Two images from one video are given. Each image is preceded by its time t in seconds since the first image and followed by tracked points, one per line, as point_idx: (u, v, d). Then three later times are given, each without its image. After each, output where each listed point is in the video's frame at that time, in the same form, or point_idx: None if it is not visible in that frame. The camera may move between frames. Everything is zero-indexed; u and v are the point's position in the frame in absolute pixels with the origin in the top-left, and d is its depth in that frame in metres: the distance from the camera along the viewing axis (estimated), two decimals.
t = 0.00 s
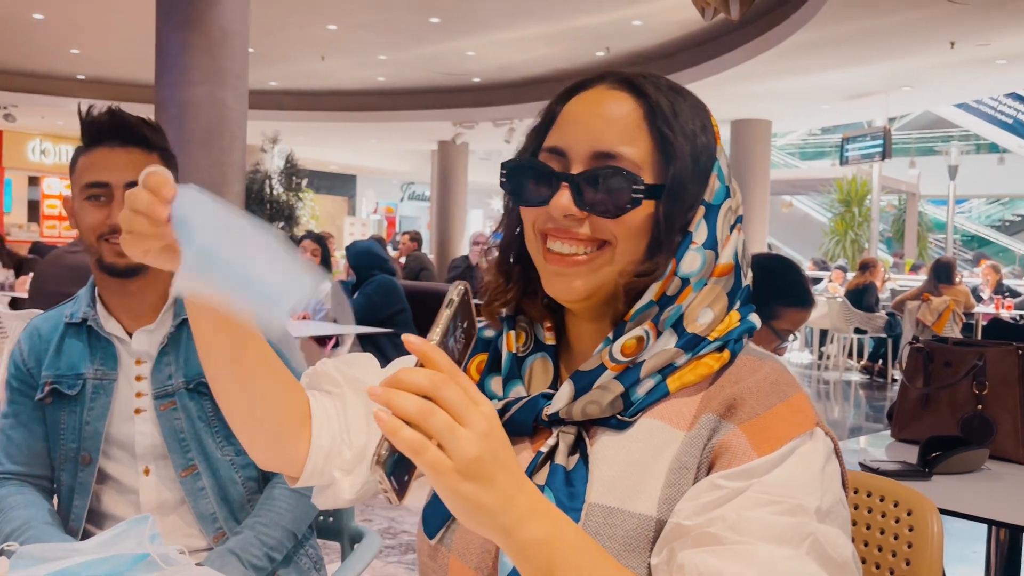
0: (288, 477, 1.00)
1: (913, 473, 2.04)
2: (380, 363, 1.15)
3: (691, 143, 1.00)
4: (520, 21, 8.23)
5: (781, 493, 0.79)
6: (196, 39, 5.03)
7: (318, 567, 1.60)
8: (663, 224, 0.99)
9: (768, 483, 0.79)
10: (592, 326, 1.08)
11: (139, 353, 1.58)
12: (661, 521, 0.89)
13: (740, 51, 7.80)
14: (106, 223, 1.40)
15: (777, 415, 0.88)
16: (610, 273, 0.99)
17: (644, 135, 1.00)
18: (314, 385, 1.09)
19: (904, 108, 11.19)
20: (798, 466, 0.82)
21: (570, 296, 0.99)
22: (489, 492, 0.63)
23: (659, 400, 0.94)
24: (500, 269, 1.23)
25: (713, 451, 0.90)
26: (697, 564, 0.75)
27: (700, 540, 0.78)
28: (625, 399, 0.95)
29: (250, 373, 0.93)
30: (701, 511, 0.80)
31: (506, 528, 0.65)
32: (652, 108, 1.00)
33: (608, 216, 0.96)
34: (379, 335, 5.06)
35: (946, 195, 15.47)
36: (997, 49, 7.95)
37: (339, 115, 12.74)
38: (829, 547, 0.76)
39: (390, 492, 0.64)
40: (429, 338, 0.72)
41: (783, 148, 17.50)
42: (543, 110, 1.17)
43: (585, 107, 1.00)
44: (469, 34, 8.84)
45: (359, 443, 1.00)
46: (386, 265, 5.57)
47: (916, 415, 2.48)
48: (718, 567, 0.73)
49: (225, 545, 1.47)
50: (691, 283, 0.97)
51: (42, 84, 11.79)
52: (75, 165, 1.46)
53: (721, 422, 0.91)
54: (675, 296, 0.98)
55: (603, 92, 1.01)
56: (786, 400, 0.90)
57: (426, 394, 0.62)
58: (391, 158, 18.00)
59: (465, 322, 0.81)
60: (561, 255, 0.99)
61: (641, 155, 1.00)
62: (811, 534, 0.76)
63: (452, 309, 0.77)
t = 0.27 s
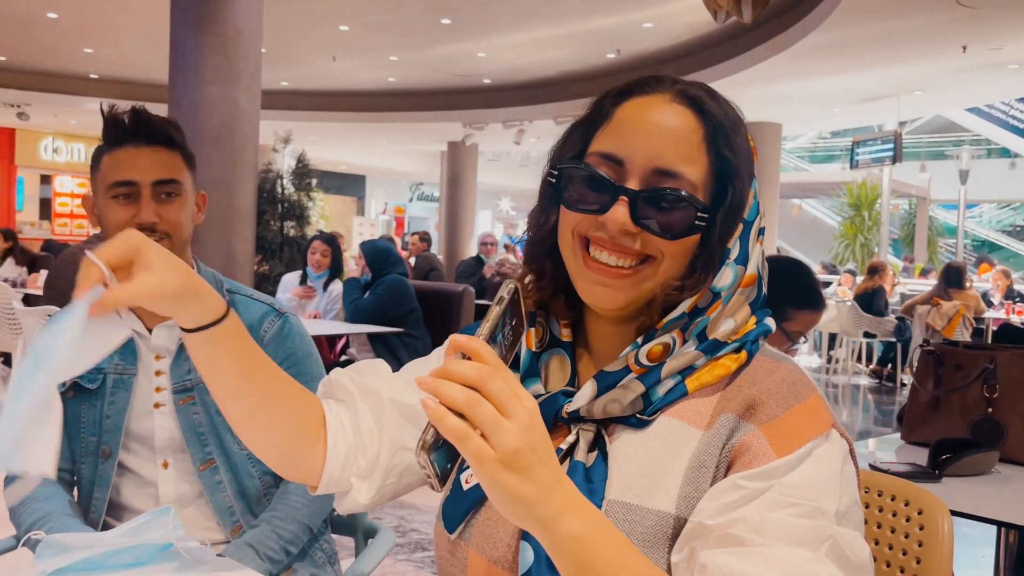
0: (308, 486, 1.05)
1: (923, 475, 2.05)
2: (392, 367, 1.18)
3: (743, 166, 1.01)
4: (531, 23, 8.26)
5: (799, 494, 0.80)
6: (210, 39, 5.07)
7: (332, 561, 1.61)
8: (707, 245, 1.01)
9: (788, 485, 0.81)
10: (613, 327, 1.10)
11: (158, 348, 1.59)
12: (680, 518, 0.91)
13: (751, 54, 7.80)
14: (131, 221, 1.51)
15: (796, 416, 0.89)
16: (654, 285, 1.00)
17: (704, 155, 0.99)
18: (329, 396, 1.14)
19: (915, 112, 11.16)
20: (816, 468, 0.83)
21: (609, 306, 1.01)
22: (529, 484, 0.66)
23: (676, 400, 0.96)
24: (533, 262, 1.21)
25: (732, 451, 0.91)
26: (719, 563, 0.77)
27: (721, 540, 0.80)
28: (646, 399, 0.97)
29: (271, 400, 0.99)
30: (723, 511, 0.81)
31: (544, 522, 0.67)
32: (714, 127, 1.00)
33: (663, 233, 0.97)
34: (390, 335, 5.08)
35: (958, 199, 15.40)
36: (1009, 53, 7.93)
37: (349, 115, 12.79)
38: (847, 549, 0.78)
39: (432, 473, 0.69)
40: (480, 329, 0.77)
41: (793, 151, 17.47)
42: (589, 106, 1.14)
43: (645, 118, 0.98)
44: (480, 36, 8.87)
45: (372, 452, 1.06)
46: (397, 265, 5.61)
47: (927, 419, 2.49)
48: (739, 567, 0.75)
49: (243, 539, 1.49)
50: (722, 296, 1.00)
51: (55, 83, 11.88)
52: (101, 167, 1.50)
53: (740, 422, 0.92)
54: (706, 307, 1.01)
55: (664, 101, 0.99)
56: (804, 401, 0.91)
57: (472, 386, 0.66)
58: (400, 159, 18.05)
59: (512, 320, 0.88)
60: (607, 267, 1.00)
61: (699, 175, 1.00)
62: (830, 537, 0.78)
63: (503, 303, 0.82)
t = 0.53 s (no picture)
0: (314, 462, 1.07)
1: (932, 479, 2.05)
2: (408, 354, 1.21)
3: (736, 171, 1.01)
4: (542, 25, 8.27)
5: (807, 500, 0.81)
6: (223, 40, 5.11)
7: (343, 559, 1.63)
8: (701, 252, 1.00)
9: (796, 490, 0.81)
10: (621, 332, 1.11)
11: (174, 347, 1.61)
12: (687, 523, 0.92)
13: (762, 57, 7.80)
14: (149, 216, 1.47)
15: (805, 422, 0.90)
16: (647, 293, 1.01)
17: (695, 160, 1.00)
18: (342, 373, 1.17)
19: (925, 116, 11.13)
20: (824, 473, 0.83)
21: (607, 311, 1.01)
22: (532, 490, 0.66)
23: (684, 405, 0.98)
24: (535, 268, 1.23)
25: (741, 456, 0.92)
26: (726, 569, 0.77)
27: (728, 545, 0.81)
28: (655, 404, 0.99)
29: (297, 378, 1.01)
30: (730, 516, 0.83)
31: (547, 528, 0.68)
32: (706, 134, 1.00)
33: (655, 242, 0.98)
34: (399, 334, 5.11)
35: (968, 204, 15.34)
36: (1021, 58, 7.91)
37: (360, 116, 12.82)
38: (853, 555, 0.78)
39: (438, 483, 0.69)
40: (482, 340, 0.77)
41: (803, 154, 17.43)
42: (586, 114, 1.16)
43: (636, 126, 0.99)
44: (491, 37, 8.89)
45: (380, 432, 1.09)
46: (407, 265, 5.62)
47: (936, 423, 2.49)
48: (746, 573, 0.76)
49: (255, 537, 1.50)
50: (732, 303, 0.99)
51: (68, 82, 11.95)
52: (119, 165, 1.51)
53: (748, 427, 0.93)
54: (718, 316, 1.00)
55: (658, 110, 1.00)
56: (813, 407, 0.92)
57: (476, 395, 0.66)
58: (410, 159, 18.09)
59: (514, 327, 0.88)
60: (600, 273, 1.01)
61: (691, 182, 1.00)
62: (837, 544, 0.78)
63: (503, 313, 0.82)
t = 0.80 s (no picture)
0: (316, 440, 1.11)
1: (940, 482, 2.05)
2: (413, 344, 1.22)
3: (755, 169, 1.02)
4: (551, 26, 8.27)
5: (811, 498, 0.80)
6: (233, 39, 5.13)
7: (349, 556, 1.63)
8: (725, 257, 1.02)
9: (799, 488, 0.81)
10: (623, 329, 1.12)
11: (183, 343, 1.63)
12: (690, 521, 0.92)
13: (771, 58, 7.78)
14: (160, 213, 1.51)
15: (810, 420, 0.90)
16: (674, 297, 1.01)
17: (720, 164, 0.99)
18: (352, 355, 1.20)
19: (936, 119, 11.09)
20: (828, 471, 0.83)
21: (632, 318, 1.02)
22: (533, 490, 0.67)
23: (689, 403, 0.97)
24: (550, 275, 1.21)
25: (743, 455, 0.92)
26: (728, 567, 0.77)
27: (731, 543, 0.81)
28: (657, 402, 0.99)
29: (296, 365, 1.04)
30: (733, 514, 0.83)
31: (550, 527, 0.68)
32: (729, 135, 1.00)
33: (688, 249, 0.97)
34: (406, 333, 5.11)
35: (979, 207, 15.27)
36: None
37: (368, 116, 12.85)
38: (856, 552, 0.78)
39: (440, 484, 0.69)
40: (482, 335, 0.78)
41: (812, 157, 17.39)
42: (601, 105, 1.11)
43: (665, 132, 0.97)
44: (500, 38, 8.90)
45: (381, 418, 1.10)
46: (414, 264, 5.63)
47: (944, 425, 2.48)
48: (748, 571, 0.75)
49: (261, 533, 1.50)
50: (735, 299, 1.00)
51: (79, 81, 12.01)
52: (131, 161, 1.52)
53: (751, 426, 0.93)
54: (720, 312, 1.01)
55: (682, 111, 0.98)
56: (817, 405, 0.92)
57: (476, 394, 0.66)
58: (418, 159, 18.11)
59: (516, 325, 0.88)
60: (628, 281, 1.01)
61: (717, 184, 1.00)
62: (840, 541, 0.77)
63: (503, 311, 0.81)
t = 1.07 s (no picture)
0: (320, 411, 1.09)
1: (950, 486, 2.04)
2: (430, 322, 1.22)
3: (735, 145, 1.02)
4: (559, 27, 8.27)
5: (826, 500, 0.80)
6: (241, 38, 5.13)
7: (354, 556, 1.63)
8: (716, 228, 1.01)
9: (815, 490, 0.80)
10: (636, 325, 1.11)
11: (188, 341, 1.63)
12: (705, 521, 0.91)
13: (780, 60, 7.75)
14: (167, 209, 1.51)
15: (826, 422, 0.89)
16: (668, 276, 1.00)
17: (695, 140, 1.01)
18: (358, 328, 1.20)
19: (945, 121, 11.03)
20: (844, 473, 0.83)
21: (630, 301, 1.00)
22: (547, 477, 0.66)
23: (703, 402, 0.96)
24: (553, 273, 1.23)
25: (759, 456, 0.91)
26: (742, 566, 0.76)
27: (745, 543, 0.80)
28: (671, 400, 0.97)
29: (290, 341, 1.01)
30: (748, 515, 0.82)
31: (563, 516, 0.67)
32: (702, 111, 1.01)
33: (667, 219, 0.97)
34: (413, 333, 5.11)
35: (988, 210, 15.19)
36: None
37: (376, 116, 12.88)
38: (872, 555, 0.77)
39: (456, 471, 0.71)
40: (500, 326, 0.77)
41: (820, 159, 17.34)
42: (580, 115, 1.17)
43: (637, 112, 1.01)
44: (508, 38, 8.90)
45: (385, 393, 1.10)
46: (421, 265, 5.62)
47: (953, 429, 2.47)
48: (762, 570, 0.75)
49: (268, 532, 1.50)
50: (740, 287, 0.99)
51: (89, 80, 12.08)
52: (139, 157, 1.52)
53: (767, 427, 0.92)
54: (725, 301, 1.00)
55: (653, 97, 1.02)
56: (833, 408, 0.91)
57: (493, 380, 0.66)
58: (425, 160, 18.14)
59: (532, 316, 0.88)
60: (619, 262, 1.00)
61: (695, 158, 1.01)
62: (856, 544, 0.77)
63: (520, 302, 0.83)
